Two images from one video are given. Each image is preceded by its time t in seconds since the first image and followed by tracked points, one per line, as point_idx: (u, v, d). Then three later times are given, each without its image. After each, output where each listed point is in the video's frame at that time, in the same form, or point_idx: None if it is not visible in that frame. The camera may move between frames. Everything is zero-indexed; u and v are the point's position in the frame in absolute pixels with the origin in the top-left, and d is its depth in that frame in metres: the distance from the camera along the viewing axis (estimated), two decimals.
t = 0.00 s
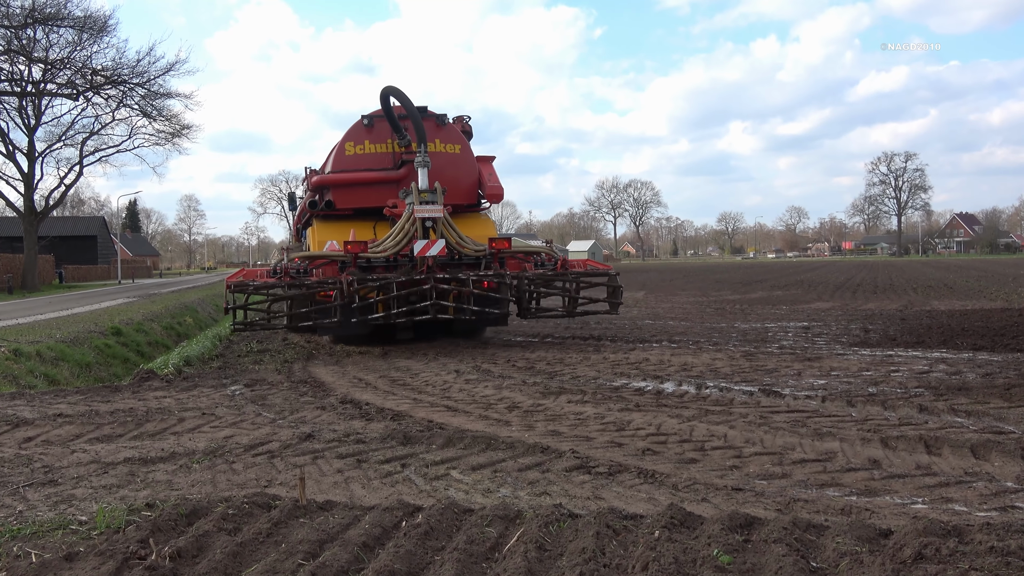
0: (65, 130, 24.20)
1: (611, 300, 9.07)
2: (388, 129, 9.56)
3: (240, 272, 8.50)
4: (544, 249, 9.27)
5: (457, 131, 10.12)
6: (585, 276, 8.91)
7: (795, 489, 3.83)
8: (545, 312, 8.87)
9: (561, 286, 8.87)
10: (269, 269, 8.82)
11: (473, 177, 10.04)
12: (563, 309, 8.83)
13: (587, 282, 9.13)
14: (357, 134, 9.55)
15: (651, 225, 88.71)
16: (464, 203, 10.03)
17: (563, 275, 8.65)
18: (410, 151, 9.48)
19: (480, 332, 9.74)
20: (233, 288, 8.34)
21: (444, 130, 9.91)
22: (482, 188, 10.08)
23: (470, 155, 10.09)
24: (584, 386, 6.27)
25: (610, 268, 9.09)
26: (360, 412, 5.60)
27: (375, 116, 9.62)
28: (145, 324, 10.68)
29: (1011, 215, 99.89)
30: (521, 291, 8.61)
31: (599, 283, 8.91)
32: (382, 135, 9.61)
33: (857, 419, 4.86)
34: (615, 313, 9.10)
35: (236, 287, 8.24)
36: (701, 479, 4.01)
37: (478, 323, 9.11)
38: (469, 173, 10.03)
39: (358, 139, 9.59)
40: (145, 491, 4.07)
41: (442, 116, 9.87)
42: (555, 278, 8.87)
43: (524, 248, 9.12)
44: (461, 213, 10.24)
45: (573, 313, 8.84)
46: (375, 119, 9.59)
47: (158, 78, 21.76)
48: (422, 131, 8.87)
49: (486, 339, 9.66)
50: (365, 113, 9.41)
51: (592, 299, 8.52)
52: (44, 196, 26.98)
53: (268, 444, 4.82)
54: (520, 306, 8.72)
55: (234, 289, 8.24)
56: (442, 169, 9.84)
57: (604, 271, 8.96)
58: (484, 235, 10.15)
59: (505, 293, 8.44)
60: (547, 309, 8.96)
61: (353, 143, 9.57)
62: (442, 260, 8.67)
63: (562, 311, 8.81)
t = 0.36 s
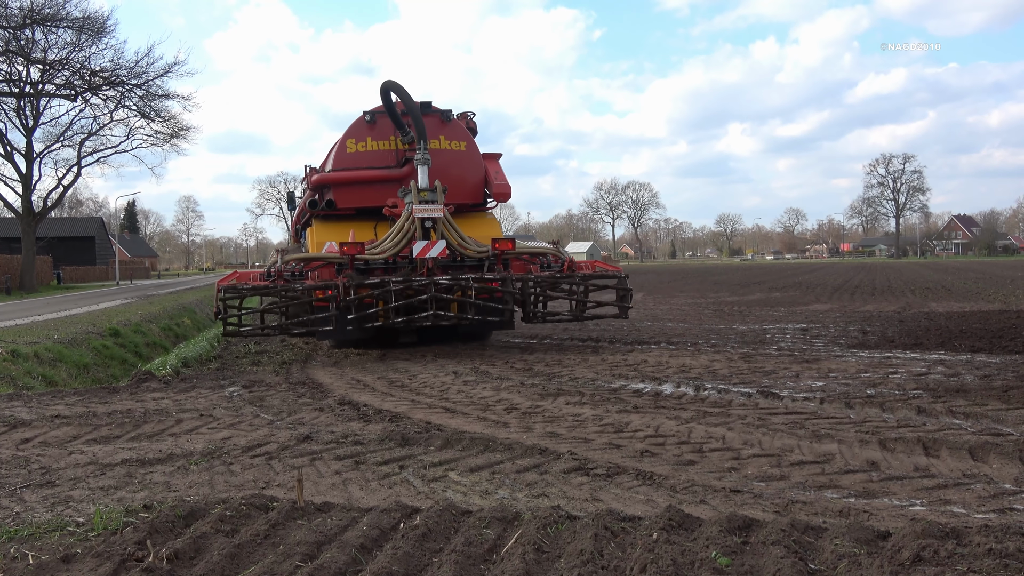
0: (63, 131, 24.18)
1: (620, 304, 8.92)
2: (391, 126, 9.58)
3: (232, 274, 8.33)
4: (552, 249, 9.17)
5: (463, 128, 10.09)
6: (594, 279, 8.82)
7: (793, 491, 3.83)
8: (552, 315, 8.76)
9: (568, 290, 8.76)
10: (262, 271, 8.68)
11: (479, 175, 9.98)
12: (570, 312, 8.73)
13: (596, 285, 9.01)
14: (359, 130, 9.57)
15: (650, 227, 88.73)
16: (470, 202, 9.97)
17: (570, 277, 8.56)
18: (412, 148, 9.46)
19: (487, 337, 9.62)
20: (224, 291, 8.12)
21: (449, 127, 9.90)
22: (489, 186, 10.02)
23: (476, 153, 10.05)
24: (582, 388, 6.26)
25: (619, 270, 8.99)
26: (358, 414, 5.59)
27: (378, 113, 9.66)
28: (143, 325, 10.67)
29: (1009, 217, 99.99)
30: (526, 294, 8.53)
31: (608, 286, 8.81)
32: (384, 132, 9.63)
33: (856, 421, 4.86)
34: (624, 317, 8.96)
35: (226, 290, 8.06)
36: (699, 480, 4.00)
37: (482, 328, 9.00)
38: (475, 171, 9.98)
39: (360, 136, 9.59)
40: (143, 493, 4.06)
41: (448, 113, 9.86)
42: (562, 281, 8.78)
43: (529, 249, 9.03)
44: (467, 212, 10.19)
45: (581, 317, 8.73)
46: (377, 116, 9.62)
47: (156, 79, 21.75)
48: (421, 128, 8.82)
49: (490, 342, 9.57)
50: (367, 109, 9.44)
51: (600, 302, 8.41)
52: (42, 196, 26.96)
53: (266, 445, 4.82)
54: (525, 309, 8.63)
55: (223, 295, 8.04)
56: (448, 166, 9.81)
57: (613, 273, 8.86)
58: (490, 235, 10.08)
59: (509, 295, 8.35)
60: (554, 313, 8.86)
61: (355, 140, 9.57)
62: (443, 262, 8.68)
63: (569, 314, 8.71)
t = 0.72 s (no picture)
0: (61, 132, 24.19)
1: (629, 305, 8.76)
2: (392, 122, 9.53)
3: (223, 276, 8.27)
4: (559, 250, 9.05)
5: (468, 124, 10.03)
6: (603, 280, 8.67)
7: (791, 492, 3.83)
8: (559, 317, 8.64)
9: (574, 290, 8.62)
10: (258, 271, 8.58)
11: (484, 173, 9.92)
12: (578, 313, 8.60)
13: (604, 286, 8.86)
14: (360, 126, 9.53)
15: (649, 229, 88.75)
16: (474, 200, 9.90)
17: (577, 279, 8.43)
18: (414, 144, 9.39)
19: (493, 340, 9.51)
20: (216, 292, 8.01)
21: (454, 123, 9.83)
22: (494, 184, 9.93)
23: (481, 149, 9.98)
24: (580, 389, 6.26)
25: (630, 272, 8.83)
26: (355, 415, 5.59)
27: (379, 109, 9.62)
28: (141, 327, 10.66)
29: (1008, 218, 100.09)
30: (532, 295, 8.43)
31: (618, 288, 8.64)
32: (385, 128, 9.58)
33: (853, 422, 4.86)
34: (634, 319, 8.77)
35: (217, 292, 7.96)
36: (697, 481, 4.00)
37: (488, 330, 8.91)
38: (480, 169, 9.91)
39: (360, 133, 9.55)
40: (140, 494, 4.06)
41: (452, 108, 9.80)
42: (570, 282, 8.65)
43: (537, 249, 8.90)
44: (472, 211, 10.09)
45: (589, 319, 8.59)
46: (379, 111, 9.58)
47: (155, 81, 21.77)
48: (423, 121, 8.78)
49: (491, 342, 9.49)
50: (368, 105, 9.40)
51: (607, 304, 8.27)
52: (40, 197, 26.96)
53: (264, 446, 4.82)
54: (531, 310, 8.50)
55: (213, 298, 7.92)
56: (452, 163, 9.73)
57: (624, 274, 8.70)
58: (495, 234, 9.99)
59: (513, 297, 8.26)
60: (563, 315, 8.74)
61: (355, 136, 9.53)
62: (447, 262, 8.61)
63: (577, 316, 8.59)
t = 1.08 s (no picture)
0: (60, 134, 24.20)
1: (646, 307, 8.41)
2: (395, 116, 9.15)
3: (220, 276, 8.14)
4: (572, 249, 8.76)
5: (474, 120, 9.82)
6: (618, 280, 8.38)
7: (789, 492, 3.83)
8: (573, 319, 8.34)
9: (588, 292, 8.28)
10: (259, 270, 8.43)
11: (490, 170, 9.74)
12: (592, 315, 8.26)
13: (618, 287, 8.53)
14: (361, 121, 9.15)
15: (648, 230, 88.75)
16: (481, 198, 9.71)
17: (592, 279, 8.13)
18: (420, 140, 9.05)
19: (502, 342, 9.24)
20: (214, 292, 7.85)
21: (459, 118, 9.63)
22: (501, 181, 9.76)
23: (487, 145, 9.81)
24: (579, 390, 6.26)
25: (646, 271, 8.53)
26: (354, 416, 5.59)
27: (382, 102, 9.23)
28: (140, 328, 10.67)
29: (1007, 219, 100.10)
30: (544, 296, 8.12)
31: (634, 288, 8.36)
32: (389, 122, 9.22)
33: (851, 422, 4.86)
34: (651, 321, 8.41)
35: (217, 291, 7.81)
36: (696, 482, 4.00)
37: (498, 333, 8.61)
38: (487, 166, 9.73)
39: (363, 128, 9.17)
40: (139, 496, 4.05)
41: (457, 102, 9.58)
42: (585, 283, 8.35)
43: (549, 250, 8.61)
44: (478, 208, 9.95)
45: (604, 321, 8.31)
46: (381, 105, 9.20)
47: (153, 82, 21.78)
48: (431, 118, 8.57)
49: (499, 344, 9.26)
50: (370, 98, 9.02)
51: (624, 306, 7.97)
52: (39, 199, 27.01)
53: (262, 448, 4.81)
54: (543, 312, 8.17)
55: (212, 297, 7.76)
56: (459, 160, 9.55)
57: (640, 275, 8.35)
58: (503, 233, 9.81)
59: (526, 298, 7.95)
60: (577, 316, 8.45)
61: (357, 131, 9.16)
62: (456, 262, 8.42)
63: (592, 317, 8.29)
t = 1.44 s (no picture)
0: (58, 135, 24.20)
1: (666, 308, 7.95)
2: (399, 110, 8.79)
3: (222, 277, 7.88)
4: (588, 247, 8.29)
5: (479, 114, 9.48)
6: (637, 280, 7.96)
7: (788, 492, 3.83)
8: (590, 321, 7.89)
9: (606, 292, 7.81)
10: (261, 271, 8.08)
11: (497, 167, 9.40)
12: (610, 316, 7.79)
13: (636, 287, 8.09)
14: (363, 115, 8.75)
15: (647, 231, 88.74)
16: (488, 195, 9.30)
17: (612, 278, 7.70)
18: (425, 135, 8.67)
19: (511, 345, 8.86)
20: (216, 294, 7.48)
21: (465, 112, 9.29)
22: (509, 178, 9.38)
23: (494, 140, 9.46)
24: (579, 391, 6.25)
25: (665, 271, 8.15)
26: (353, 417, 5.58)
27: (384, 95, 8.85)
28: (139, 329, 10.67)
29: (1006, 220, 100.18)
30: (562, 297, 7.65)
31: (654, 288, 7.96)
32: (391, 117, 8.83)
33: (850, 422, 4.86)
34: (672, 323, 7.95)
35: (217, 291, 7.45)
36: (694, 482, 4.00)
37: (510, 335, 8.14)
38: (494, 162, 9.38)
39: (364, 122, 8.78)
40: (137, 497, 4.05)
41: (463, 96, 9.24)
42: (603, 283, 7.91)
43: (565, 248, 8.14)
44: (486, 207, 9.51)
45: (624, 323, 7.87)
46: (384, 98, 8.82)
47: (152, 82, 21.78)
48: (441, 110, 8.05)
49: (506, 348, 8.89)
50: (372, 91, 8.63)
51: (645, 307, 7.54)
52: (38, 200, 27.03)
53: (261, 449, 4.81)
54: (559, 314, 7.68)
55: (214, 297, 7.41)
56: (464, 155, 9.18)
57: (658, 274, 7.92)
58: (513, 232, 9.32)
59: (543, 299, 7.47)
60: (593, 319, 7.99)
61: (358, 125, 8.76)
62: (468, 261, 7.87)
63: (611, 320, 7.83)
